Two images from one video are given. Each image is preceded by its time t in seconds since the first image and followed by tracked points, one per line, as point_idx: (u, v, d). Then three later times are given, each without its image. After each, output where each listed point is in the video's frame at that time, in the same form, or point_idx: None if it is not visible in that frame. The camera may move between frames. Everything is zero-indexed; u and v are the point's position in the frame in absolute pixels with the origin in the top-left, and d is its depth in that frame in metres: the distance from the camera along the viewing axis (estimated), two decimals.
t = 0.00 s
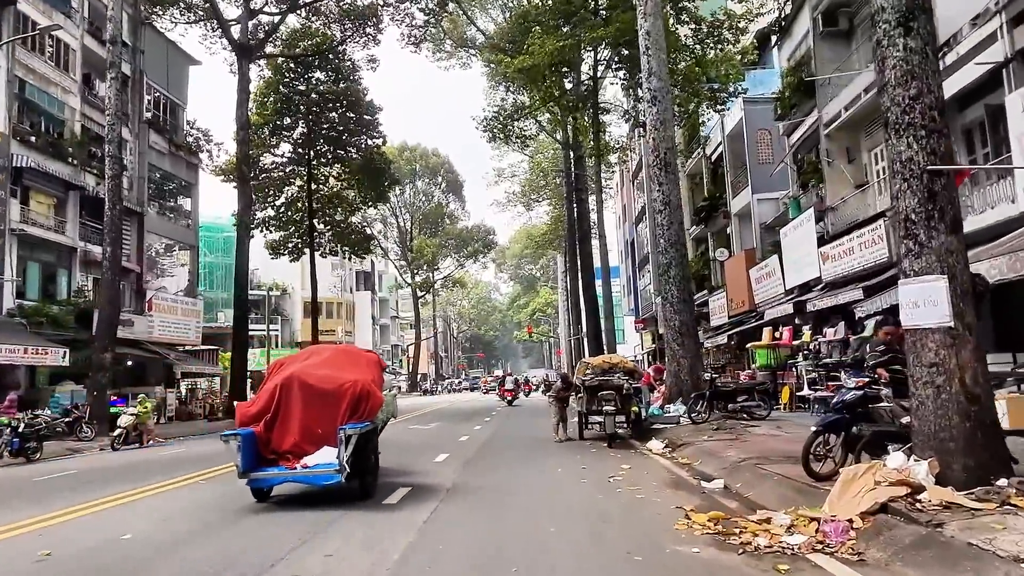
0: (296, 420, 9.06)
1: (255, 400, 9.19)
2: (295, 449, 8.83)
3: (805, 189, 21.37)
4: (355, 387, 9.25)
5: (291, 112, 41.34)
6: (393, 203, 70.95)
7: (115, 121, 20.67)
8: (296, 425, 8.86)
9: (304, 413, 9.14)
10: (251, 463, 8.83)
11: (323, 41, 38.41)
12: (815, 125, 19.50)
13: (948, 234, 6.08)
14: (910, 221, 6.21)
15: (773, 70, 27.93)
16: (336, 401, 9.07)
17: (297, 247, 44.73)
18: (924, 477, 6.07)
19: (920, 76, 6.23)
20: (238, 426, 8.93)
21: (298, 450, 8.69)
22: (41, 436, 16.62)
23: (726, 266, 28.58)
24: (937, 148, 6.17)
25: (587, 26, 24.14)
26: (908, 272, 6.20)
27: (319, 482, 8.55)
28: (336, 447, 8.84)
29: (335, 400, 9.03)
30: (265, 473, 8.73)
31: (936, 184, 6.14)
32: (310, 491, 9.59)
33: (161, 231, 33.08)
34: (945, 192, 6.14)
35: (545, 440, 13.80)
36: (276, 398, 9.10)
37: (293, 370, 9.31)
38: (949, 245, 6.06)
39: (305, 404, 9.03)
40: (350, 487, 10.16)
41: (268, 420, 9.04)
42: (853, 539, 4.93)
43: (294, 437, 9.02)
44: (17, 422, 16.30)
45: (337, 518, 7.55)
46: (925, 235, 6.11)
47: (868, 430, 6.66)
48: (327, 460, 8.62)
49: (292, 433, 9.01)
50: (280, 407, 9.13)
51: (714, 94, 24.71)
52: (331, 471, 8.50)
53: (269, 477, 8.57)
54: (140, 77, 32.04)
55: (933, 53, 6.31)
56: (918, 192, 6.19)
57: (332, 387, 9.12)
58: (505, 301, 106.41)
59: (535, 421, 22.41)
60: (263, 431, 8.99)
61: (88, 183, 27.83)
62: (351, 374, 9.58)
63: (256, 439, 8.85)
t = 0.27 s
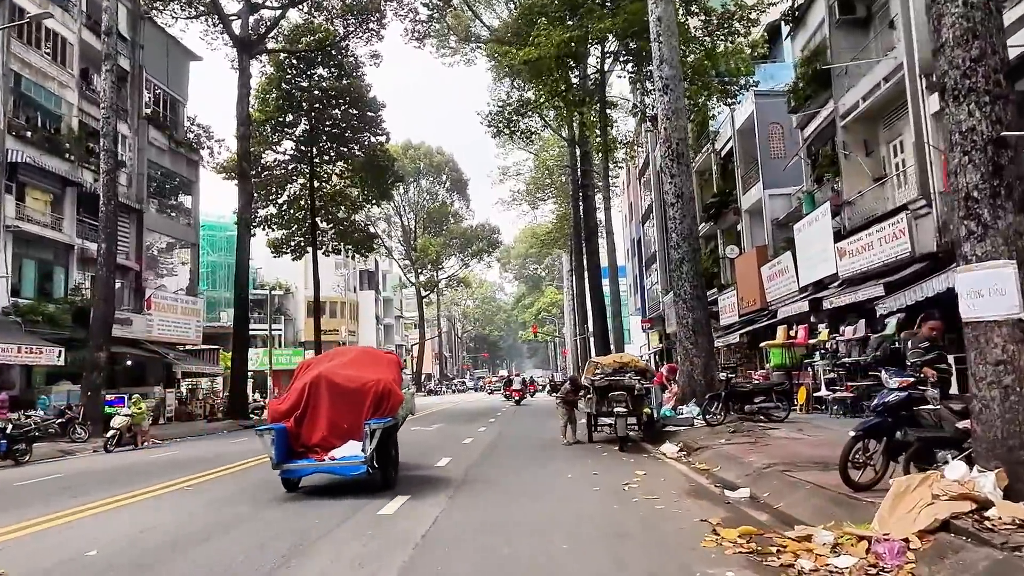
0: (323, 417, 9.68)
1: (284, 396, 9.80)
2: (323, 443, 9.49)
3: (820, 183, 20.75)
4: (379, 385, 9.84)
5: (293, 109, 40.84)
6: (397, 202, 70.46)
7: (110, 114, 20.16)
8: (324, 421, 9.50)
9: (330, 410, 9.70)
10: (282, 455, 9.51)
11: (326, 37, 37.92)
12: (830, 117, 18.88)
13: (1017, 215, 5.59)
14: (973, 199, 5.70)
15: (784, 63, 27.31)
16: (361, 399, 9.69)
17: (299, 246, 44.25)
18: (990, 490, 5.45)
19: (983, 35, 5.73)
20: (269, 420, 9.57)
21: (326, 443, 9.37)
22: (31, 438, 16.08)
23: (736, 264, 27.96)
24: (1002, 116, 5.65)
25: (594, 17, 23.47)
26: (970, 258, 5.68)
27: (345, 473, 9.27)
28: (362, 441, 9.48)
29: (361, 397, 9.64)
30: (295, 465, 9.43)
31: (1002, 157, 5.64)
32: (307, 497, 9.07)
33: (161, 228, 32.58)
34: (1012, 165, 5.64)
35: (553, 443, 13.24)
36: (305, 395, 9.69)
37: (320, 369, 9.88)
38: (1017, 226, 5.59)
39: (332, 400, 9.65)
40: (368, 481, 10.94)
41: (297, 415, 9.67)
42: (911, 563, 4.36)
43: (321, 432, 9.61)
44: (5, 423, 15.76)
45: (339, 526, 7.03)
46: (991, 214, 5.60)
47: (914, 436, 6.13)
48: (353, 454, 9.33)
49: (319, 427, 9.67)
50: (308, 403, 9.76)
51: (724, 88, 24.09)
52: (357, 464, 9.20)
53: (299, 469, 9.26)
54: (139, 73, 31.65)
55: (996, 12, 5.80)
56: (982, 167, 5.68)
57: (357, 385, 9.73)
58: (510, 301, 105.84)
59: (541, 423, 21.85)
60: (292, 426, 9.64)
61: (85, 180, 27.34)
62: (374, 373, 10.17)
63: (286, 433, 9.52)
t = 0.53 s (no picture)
0: (354, 414, 10.64)
1: (317, 394, 10.79)
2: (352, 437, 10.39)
3: (840, 176, 20.05)
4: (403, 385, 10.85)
5: (299, 105, 40.33)
6: (404, 201, 69.97)
7: (109, 107, 19.64)
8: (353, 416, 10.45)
9: (359, 408, 10.67)
10: (315, 448, 10.41)
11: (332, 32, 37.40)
12: (852, 106, 18.16)
13: None
14: None
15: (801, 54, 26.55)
16: (387, 397, 10.69)
17: (306, 244, 43.77)
18: None
19: None
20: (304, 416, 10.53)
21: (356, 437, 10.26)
22: (24, 440, 15.54)
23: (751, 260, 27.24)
24: None
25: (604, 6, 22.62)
26: None
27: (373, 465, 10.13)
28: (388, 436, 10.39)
29: (387, 396, 10.65)
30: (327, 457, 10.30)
31: None
32: (304, 504, 8.51)
33: (165, 226, 32.04)
34: None
35: (565, 445, 12.61)
36: (337, 393, 10.67)
37: (349, 370, 10.89)
38: None
39: (361, 399, 10.63)
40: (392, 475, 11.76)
41: (329, 412, 10.62)
42: None
43: (351, 428, 10.56)
44: None
45: (337, 536, 6.48)
46: None
47: (979, 442, 5.62)
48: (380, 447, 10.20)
49: (349, 423, 10.61)
50: (339, 401, 10.74)
51: (739, 79, 23.38)
52: (384, 456, 10.06)
53: (331, 460, 10.09)
54: (141, 68, 31.22)
55: None
56: None
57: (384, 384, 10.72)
58: (519, 301, 105.23)
59: (551, 424, 21.21)
60: (325, 421, 10.60)
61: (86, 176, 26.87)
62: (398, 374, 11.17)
63: (319, 428, 10.45)
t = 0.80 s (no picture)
0: (383, 410, 11.37)
1: (348, 391, 11.52)
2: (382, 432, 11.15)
3: (864, 166, 19.30)
4: (429, 383, 11.51)
5: (306, 101, 39.87)
6: (414, 198, 69.51)
7: (110, 99, 19.15)
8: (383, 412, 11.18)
9: (389, 404, 11.40)
10: (348, 441, 11.22)
11: (340, 27, 36.93)
12: (877, 93, 17.42)
13: None
14: None
15: (819, 43, 25.82)
16: (414, 394, 11.37)
17: (314, 242, 43.32)
18: None
19: None
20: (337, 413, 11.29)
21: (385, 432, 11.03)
22: (20, 441, 15.05)
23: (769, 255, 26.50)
24: None
25: None
26: None
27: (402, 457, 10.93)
28: (416, 430, 11.16)
29: (414, 393, 11.33)
30: (360, 450, 11.11)
31: None
32: (305, 509, 7.96)
33: (171, 224, 31.64)
34: None
35: (580, 447, 11.98)
36: (367, 391, 11.37)
37: (378, 369, 11.57)
38: None
39: (390, 396, 11.34)
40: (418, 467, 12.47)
41: (360, 408, 11.35)
42: None
43: (381, 423, 11.30)
44: None
45: (338, 546, 5.93)
46: None
47: None
48: (409, 441, 11.00)
49: (379, 418, 11.36)
50: (369, 398, 11.45)
51: (757, 69, 22.65)
52: (412, 449, 10.86)
53: (364, 453, 10.91)
54: (146, 63, 30.83)
55: None
56: None
57: (411, 382, 11.41)
58: (529, 300, 104.65)
59: (564, 424, 20.57)
60: (356, 416, 11.34)
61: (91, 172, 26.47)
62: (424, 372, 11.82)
63: (351, 423, 11.22)
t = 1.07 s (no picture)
0: (410, 407, 12.12)
1: (376, 390, 12.26)
2: (410, 427, 11.92)
3: (889, 155, 18.56)
4: (453, 382, 12.29)
5: (314, 98, 39.40)
6: (424, 197, 69.06)
7: (109, 92, 18.60)
8: (410, 409, 11.94)
9: (416, 400, 12.15)
10: (377, 436, 12.00)
11: (348, 21, 36.50)
12: (905, 77, 16.67)
13: None
14: None
15: (839, 32, 25.02)
16: (440, 392, 12.14)
17: (323, 240, 42.86)
18: None
19: None
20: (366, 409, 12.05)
21: (413, 427, 11.80)
22: (15, 443, 14.56)
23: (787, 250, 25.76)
24: None
25: None
26: None
27: (429, 451, 11.67)
28: (443, 425, 11.93)
29: (440, 391, 12.12)
30: (389, 445, 11.88)
31: None
32: (304, 518, 7.41)
33: (177, 222, 31.19)
34: None
35: (596, 450, 11.36)
36: (395, 389, 12.11)
37: (405, 369, 12.32)
38: None
39: (416, 394, 12.11)
40: (441, 462, 13.18)
41: (390, 405, 12.09)
42: None
43: (409, 418, 12.05)
44: None
45: (334, 563, 5.36)
46: None
47: None
48: (435, 436, 11.77)
49: (406, 415, 12.11)
50: (397, 396, 12.19)
51: (776, 57, 21.92)
52: (438, 444, 11.67)
53: (393, 448, 11.66)
54: (151, 59, 30.44)
55: None
56: None
57: (437, 381, 12.18)
58: (540, 298, 104.06)
59: (577, 425, 19.94)
60: (384, 413, 12.10)
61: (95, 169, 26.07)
62: (448, 371, 12.58)
63: (380, 419, 11.98)
